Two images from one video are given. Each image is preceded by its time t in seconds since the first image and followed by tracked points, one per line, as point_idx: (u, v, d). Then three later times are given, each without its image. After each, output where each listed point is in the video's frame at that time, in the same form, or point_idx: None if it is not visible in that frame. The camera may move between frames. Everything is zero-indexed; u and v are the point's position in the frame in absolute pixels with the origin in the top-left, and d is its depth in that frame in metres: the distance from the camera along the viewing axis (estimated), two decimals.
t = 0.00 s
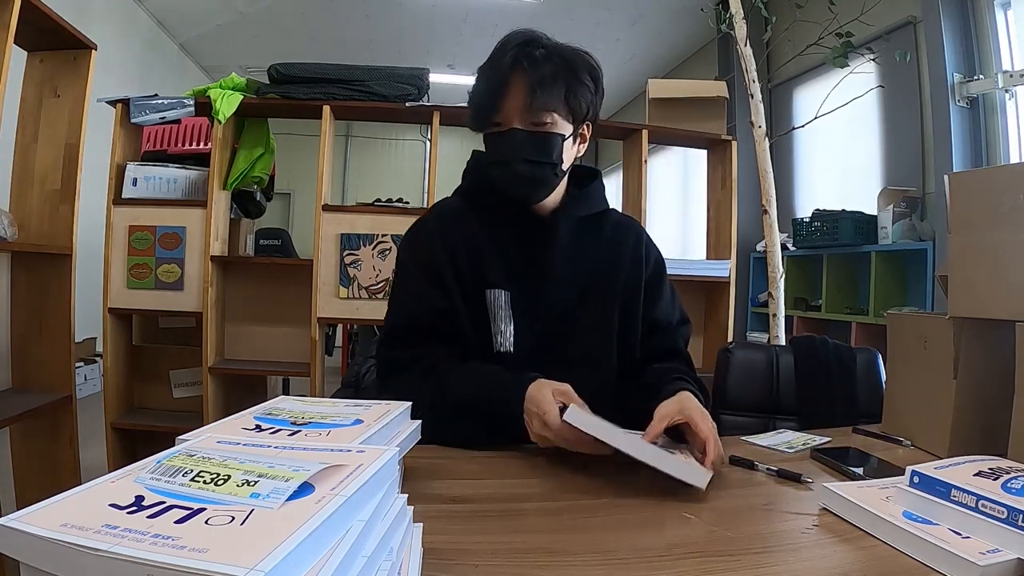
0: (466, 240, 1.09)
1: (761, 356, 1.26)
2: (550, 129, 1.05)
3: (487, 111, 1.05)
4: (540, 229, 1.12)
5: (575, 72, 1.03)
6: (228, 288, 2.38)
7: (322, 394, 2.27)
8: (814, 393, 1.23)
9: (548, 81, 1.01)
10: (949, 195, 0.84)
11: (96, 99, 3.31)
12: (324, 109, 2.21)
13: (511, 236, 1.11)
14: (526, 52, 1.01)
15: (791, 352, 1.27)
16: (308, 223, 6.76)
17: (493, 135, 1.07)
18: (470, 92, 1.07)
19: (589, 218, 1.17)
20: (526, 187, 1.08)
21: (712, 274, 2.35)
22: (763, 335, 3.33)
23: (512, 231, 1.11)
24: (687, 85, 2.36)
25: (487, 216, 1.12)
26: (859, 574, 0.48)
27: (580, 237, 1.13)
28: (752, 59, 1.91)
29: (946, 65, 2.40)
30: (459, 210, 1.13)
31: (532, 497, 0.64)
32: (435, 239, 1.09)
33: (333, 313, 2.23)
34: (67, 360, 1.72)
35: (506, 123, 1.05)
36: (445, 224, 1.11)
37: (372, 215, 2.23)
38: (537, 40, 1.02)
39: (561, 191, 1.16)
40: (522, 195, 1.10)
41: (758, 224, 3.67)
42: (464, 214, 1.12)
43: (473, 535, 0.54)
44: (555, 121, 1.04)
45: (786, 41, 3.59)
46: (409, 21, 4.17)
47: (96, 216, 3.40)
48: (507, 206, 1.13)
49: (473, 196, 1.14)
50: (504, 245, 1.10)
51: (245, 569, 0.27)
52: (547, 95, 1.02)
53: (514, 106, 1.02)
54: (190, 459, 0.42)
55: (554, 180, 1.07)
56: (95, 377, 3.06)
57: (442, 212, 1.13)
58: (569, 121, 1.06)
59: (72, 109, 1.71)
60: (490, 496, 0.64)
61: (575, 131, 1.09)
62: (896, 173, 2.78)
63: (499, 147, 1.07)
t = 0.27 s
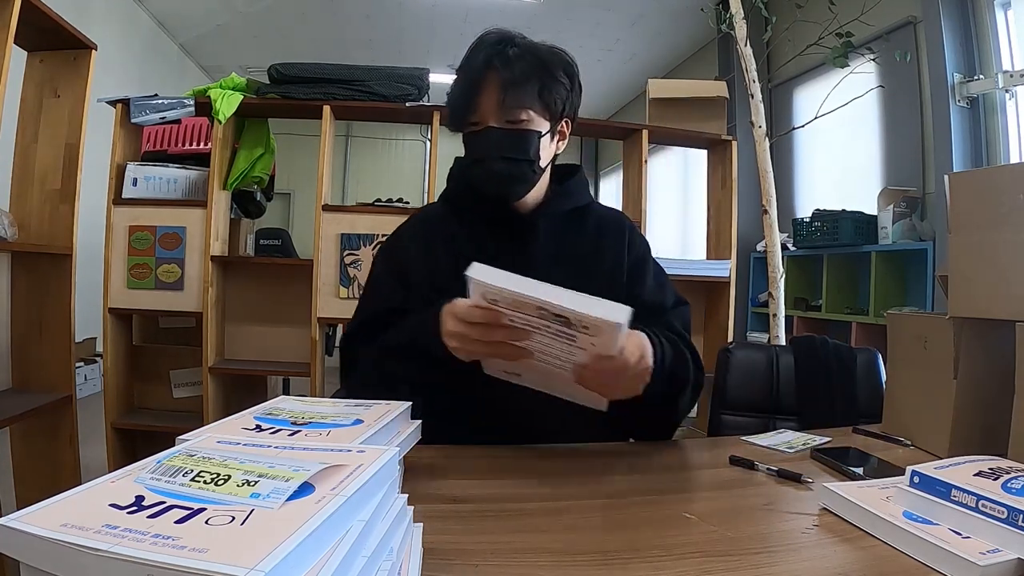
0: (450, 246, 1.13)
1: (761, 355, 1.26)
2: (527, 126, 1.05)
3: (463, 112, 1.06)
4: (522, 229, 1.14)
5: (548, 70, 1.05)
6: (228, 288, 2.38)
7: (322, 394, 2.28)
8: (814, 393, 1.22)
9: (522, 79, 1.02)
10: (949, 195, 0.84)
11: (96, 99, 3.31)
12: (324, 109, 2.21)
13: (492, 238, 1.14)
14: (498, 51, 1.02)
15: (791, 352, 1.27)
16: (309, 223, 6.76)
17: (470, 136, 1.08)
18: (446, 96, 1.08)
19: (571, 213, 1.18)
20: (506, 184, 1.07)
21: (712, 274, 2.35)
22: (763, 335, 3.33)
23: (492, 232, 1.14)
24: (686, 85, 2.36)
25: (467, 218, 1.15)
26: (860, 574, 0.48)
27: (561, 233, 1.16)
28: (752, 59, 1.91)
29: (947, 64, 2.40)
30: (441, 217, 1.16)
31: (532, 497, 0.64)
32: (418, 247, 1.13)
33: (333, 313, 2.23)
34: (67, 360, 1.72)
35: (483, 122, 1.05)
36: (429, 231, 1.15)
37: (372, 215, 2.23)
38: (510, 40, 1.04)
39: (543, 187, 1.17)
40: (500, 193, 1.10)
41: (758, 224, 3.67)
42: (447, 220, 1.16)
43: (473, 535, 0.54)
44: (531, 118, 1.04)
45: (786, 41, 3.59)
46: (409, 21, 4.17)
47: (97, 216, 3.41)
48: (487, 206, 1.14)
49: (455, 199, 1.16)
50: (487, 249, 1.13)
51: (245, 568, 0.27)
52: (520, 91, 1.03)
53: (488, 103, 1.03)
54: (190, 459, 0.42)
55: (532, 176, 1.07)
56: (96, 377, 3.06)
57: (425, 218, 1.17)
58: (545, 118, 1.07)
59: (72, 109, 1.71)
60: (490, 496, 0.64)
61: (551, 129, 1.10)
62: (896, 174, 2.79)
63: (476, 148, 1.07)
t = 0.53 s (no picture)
0: (449, 245, 1.17)
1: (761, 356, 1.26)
2: (519, 127, 1.05)
3: (458, 111, 1.07)
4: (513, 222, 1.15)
5: (543, 73, 1.04)
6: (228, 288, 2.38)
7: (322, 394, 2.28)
8: (814, 394, 1.23)
9: (516, 82, 1.02)
10: (949, 194, 0.85)
11: (96, 99, 3.31)
12: (324, 109, 2.21)
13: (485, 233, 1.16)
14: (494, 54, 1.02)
15: (791, 352, 1.27)
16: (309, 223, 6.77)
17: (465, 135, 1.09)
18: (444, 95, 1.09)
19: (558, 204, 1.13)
20: (500, 182, 1.08)
21: (712, 274, 2.35)
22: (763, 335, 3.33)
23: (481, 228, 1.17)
24: (686, 85, 2.36)
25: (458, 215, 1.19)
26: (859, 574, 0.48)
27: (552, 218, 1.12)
28: (752, 59, 1.91)
29: (947, 65, 2.40)
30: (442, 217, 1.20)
31: (532, 497, 0.64)
32: (418, 248, 1.18)
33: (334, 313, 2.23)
34: (67, 360, 1.72)
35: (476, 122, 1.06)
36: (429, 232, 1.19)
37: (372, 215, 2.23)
38: (508, 42, 1.04)
39: (538, 180, 1.16)
40: (492, 187, 1.11)
41: (757, 224, 3.67)
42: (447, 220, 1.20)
43: (473, 535, 0.54)
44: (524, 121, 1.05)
45: (786, 41, 3.59)
46: (409, 21, 4.17)
47: (97, 216, 3.41)
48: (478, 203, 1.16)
49: (453, 199, 1.20)
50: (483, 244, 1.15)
51: (245, 568, 0.27)
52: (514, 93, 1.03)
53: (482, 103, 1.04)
54: (191, 460, 0.42)
55: (524, 175, 1.08)
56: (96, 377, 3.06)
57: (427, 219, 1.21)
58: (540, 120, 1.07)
59: (72, 109, 1.71)
60: (490, 495, 0.64)
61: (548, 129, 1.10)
62: (896, 174, 2.79)
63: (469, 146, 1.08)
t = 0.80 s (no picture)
0: (440, 245, 1.17)
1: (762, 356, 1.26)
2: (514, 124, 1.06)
3: (450, 108, 1.07)
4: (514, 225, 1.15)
5: (539, 70, 1.04)
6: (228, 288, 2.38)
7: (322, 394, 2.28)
8: (814, 394, 1.23)
9: (511, 79, 1.02)
10: (949, 194, 0.85)
11: (96, 99, 3.31)
12: (324, 109, 2.21)
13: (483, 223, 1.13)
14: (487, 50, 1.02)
15: (791, 352, 1.27)
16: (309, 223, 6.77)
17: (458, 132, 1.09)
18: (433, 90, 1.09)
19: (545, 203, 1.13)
20: (491, 178, 1.09)
21: (713, 275, 2.35)
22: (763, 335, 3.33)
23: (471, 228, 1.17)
24: (686, 85, 2.36)
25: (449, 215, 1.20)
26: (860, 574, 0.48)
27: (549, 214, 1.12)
28: (752, 59, 1.91)
29: (947, 65, 2.40)
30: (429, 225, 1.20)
31: (532, 497, 0.64)
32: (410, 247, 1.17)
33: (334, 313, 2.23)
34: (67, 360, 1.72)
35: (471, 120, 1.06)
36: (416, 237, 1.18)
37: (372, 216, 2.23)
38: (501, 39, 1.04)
39: (527, 177, 1.16)
40: (484, 182, 1.11)
41: (757, 224, 3.67)
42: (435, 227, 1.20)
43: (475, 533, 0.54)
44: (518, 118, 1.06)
45: (786, 41, 3.59)
46: (409, 21, 4.17)
47: (97, 216, 3.41)
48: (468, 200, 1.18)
49: (448, 200, 1.22)
50: (476, 242, 1.15)
51: (245, 569, 0.27)
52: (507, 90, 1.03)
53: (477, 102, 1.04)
54: (191, 460, 0.42)
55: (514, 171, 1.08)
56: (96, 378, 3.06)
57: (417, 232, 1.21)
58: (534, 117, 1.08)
59: (72, 109, 1.71)
60: (490, 496, 0.64)
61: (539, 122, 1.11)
62: (896, 174, 2.79)
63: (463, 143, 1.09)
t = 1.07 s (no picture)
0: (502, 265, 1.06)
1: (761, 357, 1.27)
2: (577, 151, 1.01)
3: (516, 114, 1.05)
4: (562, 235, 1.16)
5: (634, 94, 1.04)
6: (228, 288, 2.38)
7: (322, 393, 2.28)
8: (814, 394, 1.22)
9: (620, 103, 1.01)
10: (949, 194, 0.85)
11: (96, 99, 3.31)
12: (324, 109, 2.21)
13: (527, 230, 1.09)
14: (561, 68, 0.97)
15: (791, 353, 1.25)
16: (309, 223, 6.77)
17: (522, 137, 1.07)
18: (507, 86, 1.07)
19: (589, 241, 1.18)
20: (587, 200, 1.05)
21: (712, 274, 2.35)
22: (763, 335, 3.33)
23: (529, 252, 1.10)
24: (686, 85, 2.36)
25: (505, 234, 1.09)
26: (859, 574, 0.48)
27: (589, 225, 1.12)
28: (752, 59, 1.91)
29: (946, 65, 2.40)
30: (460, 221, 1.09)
31: (532, 497, 0.64)
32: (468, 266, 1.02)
33: (334, 313, 2.23)
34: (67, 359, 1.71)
35: (532, 132, 1.04)
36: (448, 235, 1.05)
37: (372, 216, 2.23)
38: (585, 58, 0.97)
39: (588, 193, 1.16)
40: (574, 206, 1.07)
41: (757, 224, 3.67)
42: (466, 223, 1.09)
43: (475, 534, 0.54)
44: (583, 146, 1.01)
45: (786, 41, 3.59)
46: (409, 21, 4.17)
47: (97, 215, 3.41)
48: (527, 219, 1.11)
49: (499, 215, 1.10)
50: (538, 272, 1.10)
51: (244, 569, 0.27)
52: (575, 113, 0.98)
53: (540, 119, 1.00)
54: (190, 460, 0.42)
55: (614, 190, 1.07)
56: (95, 378, 3.06)
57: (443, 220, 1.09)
58: (609, 145, 1.01)
59: (72, 109, 1.71)
60: (490, 495, 0.65)
61: (618, 147, 1.04)
62: (896, 174, 2.79)
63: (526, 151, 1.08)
